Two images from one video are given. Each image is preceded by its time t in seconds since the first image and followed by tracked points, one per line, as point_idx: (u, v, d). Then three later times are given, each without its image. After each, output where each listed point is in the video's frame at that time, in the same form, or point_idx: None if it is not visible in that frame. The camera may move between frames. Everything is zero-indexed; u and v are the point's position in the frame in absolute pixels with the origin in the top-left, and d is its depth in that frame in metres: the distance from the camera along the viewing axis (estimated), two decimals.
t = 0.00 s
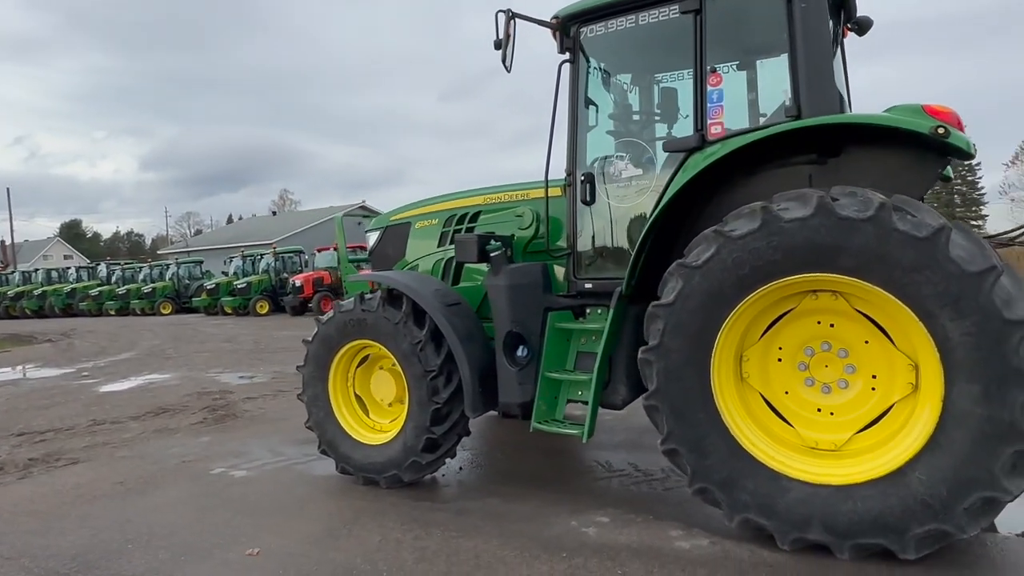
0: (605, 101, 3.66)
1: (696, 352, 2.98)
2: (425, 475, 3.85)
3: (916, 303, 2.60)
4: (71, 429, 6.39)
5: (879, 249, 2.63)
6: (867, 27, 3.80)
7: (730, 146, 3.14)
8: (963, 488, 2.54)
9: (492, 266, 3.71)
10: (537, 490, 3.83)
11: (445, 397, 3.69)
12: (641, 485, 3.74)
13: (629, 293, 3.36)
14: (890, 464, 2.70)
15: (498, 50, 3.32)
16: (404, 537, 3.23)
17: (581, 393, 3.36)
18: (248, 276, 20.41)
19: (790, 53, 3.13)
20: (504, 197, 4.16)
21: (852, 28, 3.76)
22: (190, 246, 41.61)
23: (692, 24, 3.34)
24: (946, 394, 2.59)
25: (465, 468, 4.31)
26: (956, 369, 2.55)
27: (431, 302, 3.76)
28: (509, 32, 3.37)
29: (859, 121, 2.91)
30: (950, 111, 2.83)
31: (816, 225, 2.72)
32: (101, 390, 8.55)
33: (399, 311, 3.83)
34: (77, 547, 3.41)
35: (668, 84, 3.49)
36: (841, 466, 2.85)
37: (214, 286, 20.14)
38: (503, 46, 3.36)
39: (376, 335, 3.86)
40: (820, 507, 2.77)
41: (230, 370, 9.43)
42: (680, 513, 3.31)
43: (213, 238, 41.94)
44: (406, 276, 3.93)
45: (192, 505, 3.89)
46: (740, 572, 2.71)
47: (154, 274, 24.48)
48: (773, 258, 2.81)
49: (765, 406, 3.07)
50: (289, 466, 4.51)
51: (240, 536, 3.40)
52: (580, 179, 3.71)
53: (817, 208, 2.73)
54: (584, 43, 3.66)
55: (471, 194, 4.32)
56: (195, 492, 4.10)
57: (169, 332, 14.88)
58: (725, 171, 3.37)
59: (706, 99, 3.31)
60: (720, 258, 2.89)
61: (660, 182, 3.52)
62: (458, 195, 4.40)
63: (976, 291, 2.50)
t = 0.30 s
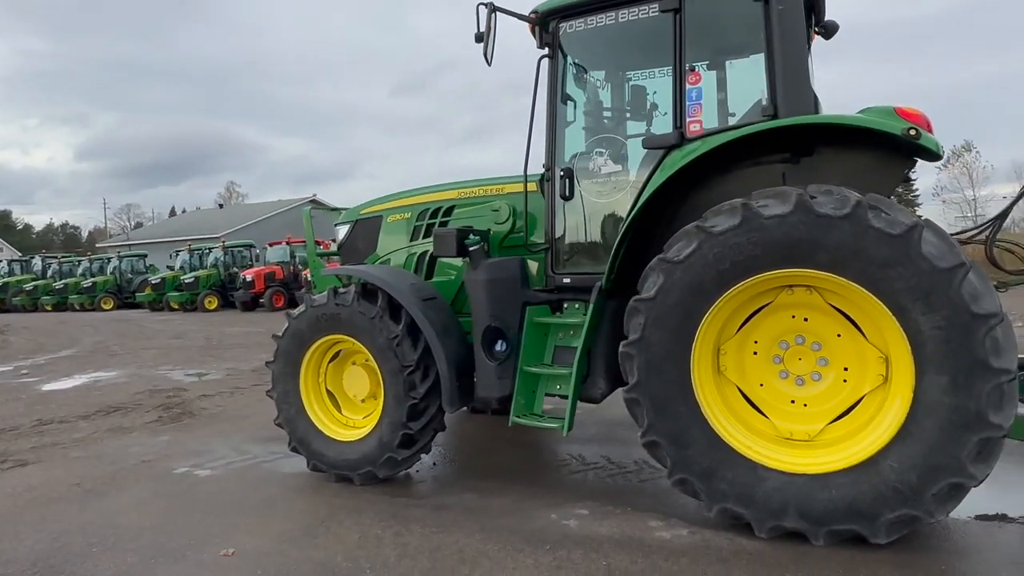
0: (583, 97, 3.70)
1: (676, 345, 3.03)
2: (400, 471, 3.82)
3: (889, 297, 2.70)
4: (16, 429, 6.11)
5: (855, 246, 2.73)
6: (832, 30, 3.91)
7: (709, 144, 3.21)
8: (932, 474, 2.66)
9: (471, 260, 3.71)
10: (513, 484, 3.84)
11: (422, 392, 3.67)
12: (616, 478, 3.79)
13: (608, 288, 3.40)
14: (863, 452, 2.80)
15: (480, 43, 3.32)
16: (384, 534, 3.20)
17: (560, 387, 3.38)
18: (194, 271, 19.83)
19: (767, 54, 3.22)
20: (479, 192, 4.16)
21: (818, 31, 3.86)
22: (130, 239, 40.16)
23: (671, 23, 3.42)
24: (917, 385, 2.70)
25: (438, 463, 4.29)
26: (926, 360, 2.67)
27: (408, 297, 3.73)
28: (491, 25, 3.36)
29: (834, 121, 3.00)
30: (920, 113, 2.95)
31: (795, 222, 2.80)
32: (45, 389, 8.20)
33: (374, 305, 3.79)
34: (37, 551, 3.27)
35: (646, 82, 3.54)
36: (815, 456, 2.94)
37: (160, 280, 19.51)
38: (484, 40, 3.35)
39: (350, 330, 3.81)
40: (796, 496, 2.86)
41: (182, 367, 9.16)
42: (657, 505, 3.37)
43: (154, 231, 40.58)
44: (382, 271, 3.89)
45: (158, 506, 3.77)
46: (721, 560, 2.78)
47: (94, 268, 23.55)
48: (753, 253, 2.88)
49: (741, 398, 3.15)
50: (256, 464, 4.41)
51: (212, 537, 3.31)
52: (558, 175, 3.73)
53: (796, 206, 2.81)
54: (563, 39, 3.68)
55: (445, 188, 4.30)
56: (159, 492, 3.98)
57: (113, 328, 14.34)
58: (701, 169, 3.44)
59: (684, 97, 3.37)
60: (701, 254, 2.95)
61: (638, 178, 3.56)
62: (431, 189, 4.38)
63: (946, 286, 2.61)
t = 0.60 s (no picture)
0: (550, 91, 3.70)
1: (644, 339, 3.07)
2: (362, 468, 3.76)
3: (850, 291, 2.80)
4: None
5: (818, 241, 2.81)
6: (789, 33, 4.02)
7: (675, 140, 3.25)
8: (889, 462, 2.76)
9: (437, 254, 3.66)
10: (478, 479, 3.82)
11: (386, 388, 3.62)
12: (580, 471, 3.81)
13: (575, 282, 3.41)
14: (824, 442, 2.89)
15: (449, 33, 3.29)
16: (350, 533, 3.14)
17: (527, 381, 3.38)
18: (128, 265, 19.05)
19: (732, 53, 3.29)
20: (443, 185, 4.12)
21: (777, 34, 3.96)
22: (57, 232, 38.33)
23: (639, 20, 3.45)
24: (875, 375, 2.80)
25: (399, 460, 4.23)
26: (884, 352, 2.77)
27: (371, 291, 3.66)
28: (461, 16, 3.33)
29: (797, 121, 3.08)
30: (879, 115, 3.05)
31: (761, 218, 2.87)
32: None
33: (336, 299, 3.71)
34: None
35: (612, 77, 3.57)
36: (777, 446, 3.01)
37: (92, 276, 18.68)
38: (452, 30, 3.32)
39: (311, 325, 3.72)
40: (761, 485, 2.93)
41: (120, 365, 8.79)
42: (623, 497, 3.40)
43: (84, 224, 38.83)
44: (344, 264, 3.81)
45: (105, 510, 3.60)
46: (689, 549, 2.83)
47: (18, 263, 22.38)
48: (720, 248, 2.93)
49: (705, 390, 3.20)
50: (209, 465, 4.27)
51: (167, 540, 3.18)
52: (525, 169, 3.73)
53: (762, 202, 2.88)
54: (530, 33, 3.68)
55: (408, 180, 4.25)
56: (106, 495, 3.80)
57: (41, 325, 13.66)
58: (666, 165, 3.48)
59: (651, 93, 3.41)
60: (669, 248, 2.99)
61: (603, 173, 3.58)
62: (393, 181, 4.32)
63: (903, 281, 2.72)
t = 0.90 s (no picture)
0: (510, 84, 3.66)
1: (606, 334, 3.06)
2: (315, 469, 3.64)
3: (807, 286, 2.85)
4: None
5: (777, 237, 2.86)
6: (741, 33, 4.11)
7: (636, 136, 3.25)
8: (844, 453, 2.83)
9: (394, 248, 3.56)
10: (435, 478, 3.75)
11: (340, 386, 3.51)
12: (539, 468, 3.79)
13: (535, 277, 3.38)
14: (781, 434, 2.94)
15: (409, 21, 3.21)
16: (304, 536, 3.03)
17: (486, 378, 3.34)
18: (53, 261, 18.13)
19: (693, 51, 3.32)
20: (398, 178, 4.04)
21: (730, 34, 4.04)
22: None
23: (601, 15, 3.45)
24: (830, 369, 2.86)
25: (352, 460, 4.12)
26: (840, 346, 2.83)
27: (325, 286, 3.55)
28: (420, 4, 3.26)
29: (756, 118, 3.12)
30: (833, 115, 3.13)
31: (722, 214, 2.90)
32: None
33: (287, 295, 3.59)
34: None
35: (574, 71, 3.54)
36: (736, 439, 3.05)
37: (13, 271, 17.70)
38: (412, 18, 3.24)
39: (260, 322, 3.58)
40: (720, 479, 2.96)
41: (46, 365, 8.33)
42: (583, 493, 3.39)
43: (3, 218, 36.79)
44: (296, 259, 3.68)
45: (36, 519, 3.38)
46: (652, 543, 2.83)
47: None
48: (681, 244, 2.95)
49: (665, 385, 3.21)
50: (149, 468, 4.06)
51: (106, 549, 3.01)
52: (484, 162, 3.68)
53: (723, 198, 2.91)
54: (490, 24, 3.63)
55: (361, 173, 4.15)
56: (36, 503, 3.57)
57: None
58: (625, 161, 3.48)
59: (613, 88, 3.43)
60: (632, 243, 2.99)
61: (563, 168, 3.56)
62: (346, 174, 4.21)
63: (858, 277, 2.79)
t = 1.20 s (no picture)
0: (474, 85, 3.61)
1: (573, 338, 3.05)
2: (270, 478, 3.52)
3: (770, 290, 2.90)
4: None
5: (741, 241, 2.90)
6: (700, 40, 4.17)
7: (602, 139, 3.26)
8: (804, 453, 2.89)
9: (355, 249, 3.47)
10: (395, 485, 3.68)
11: (298, 391, 3.41)
12: (501, 473, 3.75)
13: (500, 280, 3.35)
14: (744, 435, 2.98)
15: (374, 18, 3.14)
16: (262, 548, 2.92)
17: (450, 382, 3.29)
18: None
19: (657, 57, 3.36)
20: (357, 178, 3.95)
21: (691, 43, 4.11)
22: None
23: (566, 17, 3.44)
24: (792, 370, 2.92)
25: (308, 467, 4.01)
26: (801, 349, 2.89)
27: (282, 289, 3.44)
28: None
29: (718, 124, 3.15)
30: (794, 121, 3.19)
31: (688, 218, 2.93)
32: None
33: (242, 297, 3.46)
34: None
35: (539, 73, 3.52)
36: (699, 441, 3.07)
37: None
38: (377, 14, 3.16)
39: (213, 325, 3.45)
40: (685, 480, 2.98)
41: None
42: (547, 497, 3.38)
43: None
44: (251, 260, 3.56)
45: None
46: (619, 547, 2.84)
47: None
48: (647, 247, 2.97)
49: (629, 388, 3.22)
50: (90, 480, 3.86)
51: (47, 567, 2.83)
52: (448, 163, 3.62)
53: (689, 202, 2.93)
54: (454, 23, 3.59)
55: (318, 172, 4.04)
56: None
57: None
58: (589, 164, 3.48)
59: (578, 91, 3.42)
60: (598, 247, 2.99)
61: (527, 170, 3.54)
62: (302, 172, 4.09)
63: (819, 281, 2.85)
